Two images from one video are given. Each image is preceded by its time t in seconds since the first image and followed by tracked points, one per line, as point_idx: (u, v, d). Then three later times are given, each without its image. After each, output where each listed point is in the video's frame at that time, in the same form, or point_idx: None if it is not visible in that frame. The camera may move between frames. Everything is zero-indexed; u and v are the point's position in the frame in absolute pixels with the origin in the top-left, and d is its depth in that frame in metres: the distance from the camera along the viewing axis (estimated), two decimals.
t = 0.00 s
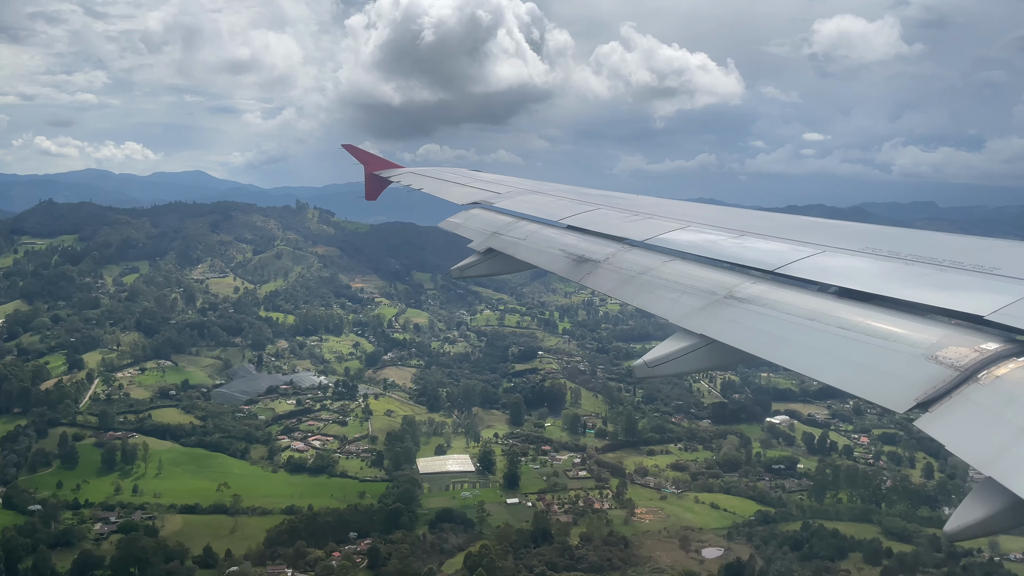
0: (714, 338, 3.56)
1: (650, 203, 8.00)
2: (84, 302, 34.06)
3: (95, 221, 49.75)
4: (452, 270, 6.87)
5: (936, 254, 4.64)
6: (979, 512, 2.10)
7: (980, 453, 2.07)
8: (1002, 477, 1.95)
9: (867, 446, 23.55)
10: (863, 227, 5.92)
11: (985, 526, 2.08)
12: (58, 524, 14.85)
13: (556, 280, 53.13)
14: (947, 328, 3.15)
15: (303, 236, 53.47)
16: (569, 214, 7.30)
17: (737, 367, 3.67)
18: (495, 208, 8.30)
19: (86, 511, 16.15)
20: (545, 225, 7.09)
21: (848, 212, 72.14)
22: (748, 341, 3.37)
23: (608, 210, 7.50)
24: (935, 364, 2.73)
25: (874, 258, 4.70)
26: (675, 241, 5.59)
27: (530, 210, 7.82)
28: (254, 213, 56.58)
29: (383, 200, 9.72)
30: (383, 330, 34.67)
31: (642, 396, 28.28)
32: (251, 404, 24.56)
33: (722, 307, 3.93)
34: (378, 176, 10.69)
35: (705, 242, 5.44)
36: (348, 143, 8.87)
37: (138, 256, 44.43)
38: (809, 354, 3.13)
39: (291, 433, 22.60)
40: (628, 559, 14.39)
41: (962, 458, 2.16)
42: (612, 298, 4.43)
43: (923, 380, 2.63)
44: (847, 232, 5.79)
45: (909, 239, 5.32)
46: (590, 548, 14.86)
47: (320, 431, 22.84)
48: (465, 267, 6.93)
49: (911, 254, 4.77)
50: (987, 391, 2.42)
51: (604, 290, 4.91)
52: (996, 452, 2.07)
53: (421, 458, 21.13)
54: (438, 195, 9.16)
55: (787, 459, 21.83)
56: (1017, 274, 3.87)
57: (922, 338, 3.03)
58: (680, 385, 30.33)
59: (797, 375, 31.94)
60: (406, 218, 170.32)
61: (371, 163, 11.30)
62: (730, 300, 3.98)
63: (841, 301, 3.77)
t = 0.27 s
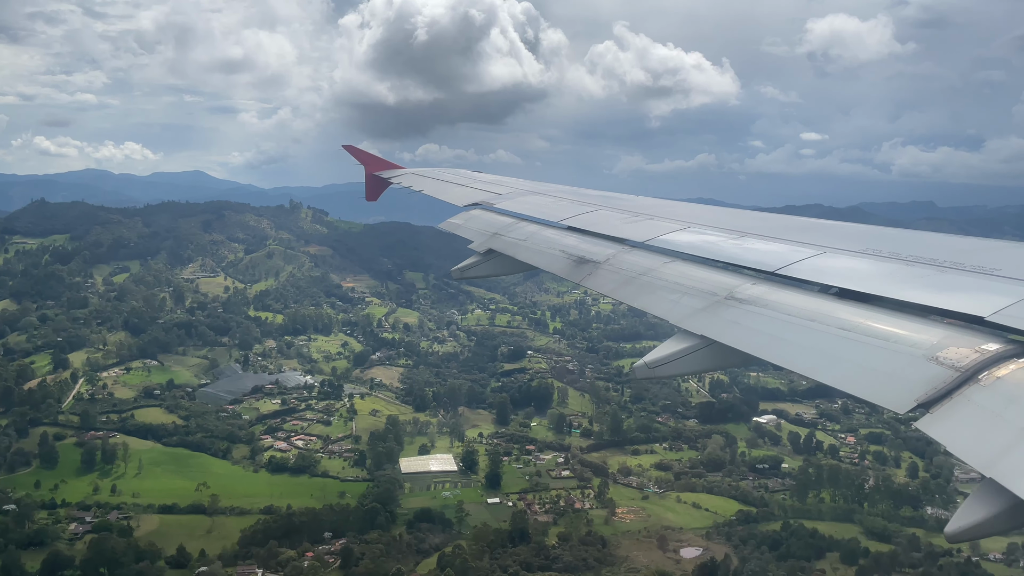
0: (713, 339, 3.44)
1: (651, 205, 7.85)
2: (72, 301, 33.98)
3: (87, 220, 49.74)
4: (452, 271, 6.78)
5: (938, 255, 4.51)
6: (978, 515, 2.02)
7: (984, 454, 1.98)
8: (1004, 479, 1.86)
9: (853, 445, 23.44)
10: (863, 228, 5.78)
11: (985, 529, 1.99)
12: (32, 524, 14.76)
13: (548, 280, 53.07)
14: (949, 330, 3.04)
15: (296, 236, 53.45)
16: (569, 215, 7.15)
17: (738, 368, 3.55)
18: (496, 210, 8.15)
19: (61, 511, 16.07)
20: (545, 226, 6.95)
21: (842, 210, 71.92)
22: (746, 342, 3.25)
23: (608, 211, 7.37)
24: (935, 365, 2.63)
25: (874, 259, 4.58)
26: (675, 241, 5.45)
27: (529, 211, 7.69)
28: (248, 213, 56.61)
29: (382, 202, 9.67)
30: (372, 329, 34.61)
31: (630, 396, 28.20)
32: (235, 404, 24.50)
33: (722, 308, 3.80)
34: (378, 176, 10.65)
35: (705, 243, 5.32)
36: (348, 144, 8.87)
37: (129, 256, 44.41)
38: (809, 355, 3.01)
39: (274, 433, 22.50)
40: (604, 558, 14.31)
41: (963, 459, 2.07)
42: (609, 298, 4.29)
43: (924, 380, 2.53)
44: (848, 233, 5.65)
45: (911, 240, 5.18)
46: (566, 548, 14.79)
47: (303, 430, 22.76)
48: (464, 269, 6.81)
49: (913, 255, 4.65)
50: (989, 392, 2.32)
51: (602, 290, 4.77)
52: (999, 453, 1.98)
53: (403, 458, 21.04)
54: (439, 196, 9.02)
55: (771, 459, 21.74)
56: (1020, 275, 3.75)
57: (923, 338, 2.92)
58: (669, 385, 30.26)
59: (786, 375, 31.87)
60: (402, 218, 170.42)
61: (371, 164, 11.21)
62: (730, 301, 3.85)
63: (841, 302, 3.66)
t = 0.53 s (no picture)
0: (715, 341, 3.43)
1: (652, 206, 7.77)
2: (61, 301, 33.86)
3: (78, 220, 49.60)
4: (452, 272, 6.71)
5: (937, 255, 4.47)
6: (981, 516, 2.09)
7: (984, 455, 2.02)
8: (1003, 480, 1.91)
9: (839, 444, 23.37)
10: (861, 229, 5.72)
11: (984, 529, 2.07)
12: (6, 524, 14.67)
13: (540, 279, 53.03)
14: (948, 330, 3.03)
15: (289, 235, 53.39)
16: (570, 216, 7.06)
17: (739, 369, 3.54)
18: (496, 211, 8.02)
19: (36, 511, 15.98)
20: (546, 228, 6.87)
21: (836, 209, 71.71)
22: (748, 344, 3.24)
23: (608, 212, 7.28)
24: (936, 366, 2.63)
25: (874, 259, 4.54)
26: (675, 242, 5.41)
27: (529, 212, 7.61)
28: (241, 212, 56.53)
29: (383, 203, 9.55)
30: (361, 329, 34.57)
31: (618, 395, 28.15)
32: (219, 403, 24.44)
33: (723, 309, 3.77)
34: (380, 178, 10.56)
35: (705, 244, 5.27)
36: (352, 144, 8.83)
37: (120, 255, 44.33)
38: (809, 356, 3.01)
39: (257, 433, 22.42)
40: (582, 558, 14.22)
41: (963, 459, 2.11)
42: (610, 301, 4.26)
43: (924, 382, 2.54)
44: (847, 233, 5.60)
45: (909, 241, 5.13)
46: (542, 548, 14.70)
47: (287, 430, 22.71)
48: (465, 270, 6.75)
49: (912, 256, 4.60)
50: (988, 393, 2.34)
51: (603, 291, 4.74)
52: (997, 455, 2.02)
53: (385, 457, 20.96)
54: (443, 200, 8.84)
55: (756, 458, 21.67)
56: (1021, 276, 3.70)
57: (922, 339, 2.92)
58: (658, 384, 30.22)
59: (774, 375, 31.84)
60: (398, 218, 170.46)
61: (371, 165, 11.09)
62: (729, 303, 3.83)
63: (841, 303, 3.63)
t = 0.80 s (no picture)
0: (714, 341, 3.32)
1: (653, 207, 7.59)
2: (49, 301, 33.78)
3: (69, 220, 49.54)
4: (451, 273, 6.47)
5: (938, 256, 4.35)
6: (982, 517, 2.00)
7: (984, 457, 1.94)
8: (1005, 482, 1.83)
9: (826, 444, 23.28)
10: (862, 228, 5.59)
11: (984, 532, 1.99)
12: None
13: (533, 279, 52.97)
14: (950, 332, 2.94)
15: (281, 235, 53.33)
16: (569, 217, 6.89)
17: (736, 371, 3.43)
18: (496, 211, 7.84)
19: (11, 511, 15.88)
20: (546, 228, 6.71)
21: (830, 209, 71.53)
22: (747, 345, 3.14)
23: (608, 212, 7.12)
24: (935, 368, 2.55)
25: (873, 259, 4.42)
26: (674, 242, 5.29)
27: (528, 212, 7.45)
28: (234, 212, 56.50)
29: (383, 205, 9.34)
30: (350, 328, 34.51)
31: (606, 394, 28.08)
32: (203, 403, 24.36)
33: (723, 310, 3.65)
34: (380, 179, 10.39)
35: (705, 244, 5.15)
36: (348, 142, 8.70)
37: (111, 254, 44.30)
38: (808, 357, 2.91)
39: (240, 433, 22.32)
40: (558, 557, 14.12)
41: (964, 461, 2.03)
42: (607, 300, 4.13)
43: (924, 383, 2.46)
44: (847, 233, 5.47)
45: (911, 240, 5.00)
46: (517, 548, 14.61)
47: (271, 430, 22.64)
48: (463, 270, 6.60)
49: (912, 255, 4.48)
50: (990, 394, 2.26)
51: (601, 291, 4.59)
52: (998, 457, 1.94)
53: (367, 456, 20.88)
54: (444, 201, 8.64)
55: (740, 458, 21.59)
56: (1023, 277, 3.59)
57: (923, 341, 2.83)
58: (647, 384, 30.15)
59: (763, 374, 31.78)
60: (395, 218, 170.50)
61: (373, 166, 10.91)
62: (730, 303, 3.71)
63: (842, 304, 3.52)
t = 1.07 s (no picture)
0: (714, 341, 3.24)
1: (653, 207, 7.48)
2: (37, 300, 33.68)
3: (60, 219, 49.42)
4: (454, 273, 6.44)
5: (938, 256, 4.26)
6: (981, 517, 1.96)
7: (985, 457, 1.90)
8: (1008, 483, 1.79)
9: (811, 443, 23.21)
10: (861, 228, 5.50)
11: (985, 533, 1.94)
12: None
13: (525, 279, 52.95)
14: (952, 332, 2.87)
15: (274, 234, 53.23)
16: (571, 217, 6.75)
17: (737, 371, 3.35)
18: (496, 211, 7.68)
19: None
20: (547, 228, 6.58)
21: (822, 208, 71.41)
22: (748, 346, 3.07)
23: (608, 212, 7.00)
24: (937, 369, 2.48)
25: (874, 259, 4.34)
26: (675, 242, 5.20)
27: (529, 212, 7.31)
28: (226, 211, 56.43)
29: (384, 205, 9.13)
30: (338, 327, 34.45)
31: (593, 394, 28.01)
32: (187, 403, 24.28)
33: (724, 311, 3.56)
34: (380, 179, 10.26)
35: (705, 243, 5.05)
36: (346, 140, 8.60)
37: (101, 254, 44.24)
38: (809, 357, 2.84)
39: (223, 432, 22.24)
40: (533, 557, 14.04)
41: (966, 463, 1.99)
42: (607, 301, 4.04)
43: (926, 383, 2.40)
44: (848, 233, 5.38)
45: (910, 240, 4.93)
46: (491, 548, 14.52)
47: (255, 429, 22.58)
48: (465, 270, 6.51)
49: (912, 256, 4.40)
50: (990, 394, 2.21)
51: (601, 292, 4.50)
52: (999, 458, 1.90)
53: (349, 455, 20.83)
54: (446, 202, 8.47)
55: (724, 457, 21.51)
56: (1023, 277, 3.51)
57: (925, 342, 2.76)
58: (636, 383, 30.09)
59: (752, 374, 31.72)
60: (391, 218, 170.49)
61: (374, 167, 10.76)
62: (730, 304, 3.62)
63: (843, 304, 3.44)
